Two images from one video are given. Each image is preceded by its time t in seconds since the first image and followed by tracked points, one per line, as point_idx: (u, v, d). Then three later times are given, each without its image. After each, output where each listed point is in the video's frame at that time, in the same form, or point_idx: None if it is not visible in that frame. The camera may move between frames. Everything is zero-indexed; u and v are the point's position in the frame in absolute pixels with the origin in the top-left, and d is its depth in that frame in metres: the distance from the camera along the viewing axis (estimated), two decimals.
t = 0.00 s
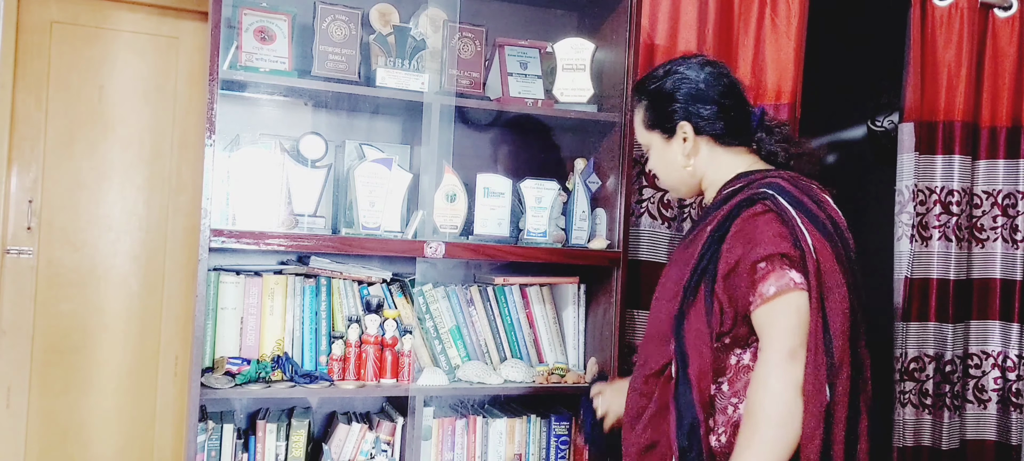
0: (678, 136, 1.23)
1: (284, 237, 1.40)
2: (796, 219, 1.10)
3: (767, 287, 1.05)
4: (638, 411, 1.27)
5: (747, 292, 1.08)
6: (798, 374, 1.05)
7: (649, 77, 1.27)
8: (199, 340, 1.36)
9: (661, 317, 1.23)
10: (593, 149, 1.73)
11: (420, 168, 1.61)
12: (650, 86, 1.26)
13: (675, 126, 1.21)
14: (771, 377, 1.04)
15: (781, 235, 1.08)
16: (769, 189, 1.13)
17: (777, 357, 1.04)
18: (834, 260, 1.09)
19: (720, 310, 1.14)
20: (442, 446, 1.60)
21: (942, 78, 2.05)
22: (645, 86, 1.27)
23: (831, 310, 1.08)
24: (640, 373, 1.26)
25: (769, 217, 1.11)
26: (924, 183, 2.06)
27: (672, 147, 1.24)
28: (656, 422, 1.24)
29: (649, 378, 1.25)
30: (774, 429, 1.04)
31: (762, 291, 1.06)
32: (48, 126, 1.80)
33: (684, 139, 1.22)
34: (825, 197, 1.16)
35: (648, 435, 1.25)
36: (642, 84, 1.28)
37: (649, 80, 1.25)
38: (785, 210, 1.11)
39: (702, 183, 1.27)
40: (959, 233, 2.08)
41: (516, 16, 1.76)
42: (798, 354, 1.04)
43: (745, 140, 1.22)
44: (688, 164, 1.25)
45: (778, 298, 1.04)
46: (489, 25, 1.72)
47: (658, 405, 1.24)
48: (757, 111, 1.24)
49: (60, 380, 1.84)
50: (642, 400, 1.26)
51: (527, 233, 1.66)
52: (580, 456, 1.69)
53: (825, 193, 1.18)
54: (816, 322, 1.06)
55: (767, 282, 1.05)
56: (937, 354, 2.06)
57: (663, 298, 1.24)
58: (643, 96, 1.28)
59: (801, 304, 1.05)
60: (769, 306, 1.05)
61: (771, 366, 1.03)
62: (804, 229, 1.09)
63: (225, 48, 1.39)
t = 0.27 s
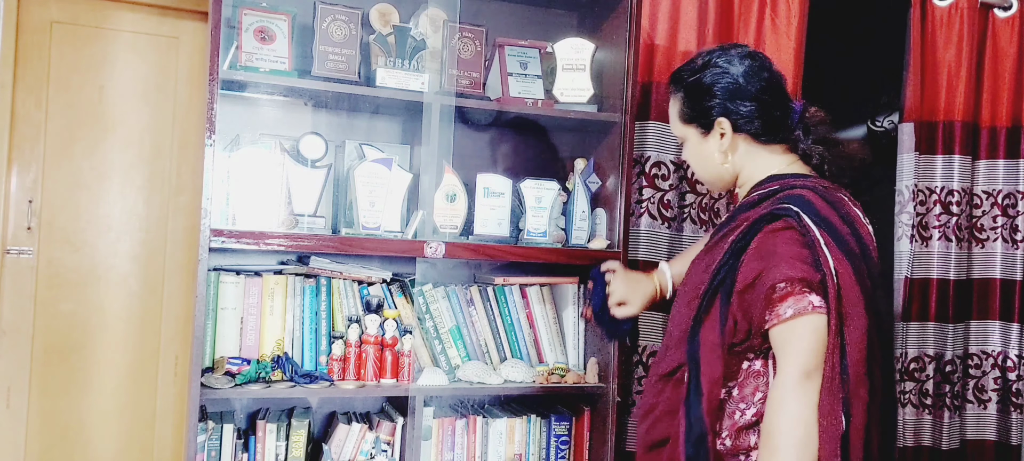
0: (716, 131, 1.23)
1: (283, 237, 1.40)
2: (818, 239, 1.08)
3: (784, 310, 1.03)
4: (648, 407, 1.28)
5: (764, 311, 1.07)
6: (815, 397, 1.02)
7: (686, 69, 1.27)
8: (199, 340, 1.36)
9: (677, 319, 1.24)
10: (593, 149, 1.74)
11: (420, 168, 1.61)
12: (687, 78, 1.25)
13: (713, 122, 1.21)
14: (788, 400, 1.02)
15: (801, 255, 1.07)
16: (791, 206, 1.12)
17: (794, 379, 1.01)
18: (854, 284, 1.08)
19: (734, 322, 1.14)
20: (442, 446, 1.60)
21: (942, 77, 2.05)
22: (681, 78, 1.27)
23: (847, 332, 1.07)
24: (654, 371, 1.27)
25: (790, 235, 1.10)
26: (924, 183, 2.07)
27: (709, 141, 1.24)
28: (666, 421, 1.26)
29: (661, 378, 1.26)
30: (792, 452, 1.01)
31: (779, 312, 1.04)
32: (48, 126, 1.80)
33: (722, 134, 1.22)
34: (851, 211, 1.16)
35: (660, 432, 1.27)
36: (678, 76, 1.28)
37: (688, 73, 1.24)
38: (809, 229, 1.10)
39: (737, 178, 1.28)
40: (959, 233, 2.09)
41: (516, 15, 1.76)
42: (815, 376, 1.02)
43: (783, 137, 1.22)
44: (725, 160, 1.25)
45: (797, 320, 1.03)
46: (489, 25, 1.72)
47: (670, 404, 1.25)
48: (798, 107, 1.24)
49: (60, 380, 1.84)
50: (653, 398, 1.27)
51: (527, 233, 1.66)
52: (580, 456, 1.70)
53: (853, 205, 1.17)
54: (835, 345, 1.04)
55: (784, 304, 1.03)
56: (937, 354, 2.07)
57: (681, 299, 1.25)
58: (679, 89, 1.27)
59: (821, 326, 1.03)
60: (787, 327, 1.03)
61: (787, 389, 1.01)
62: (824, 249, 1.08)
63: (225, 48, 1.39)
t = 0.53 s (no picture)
0: (734, 129, 1.23)
1: (284, 237, 1.40)
2: (838, 236, 1.09)
3: (804, 304, 1.05)
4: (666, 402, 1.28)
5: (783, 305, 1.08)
6: (830, 392, 1.04)
7: (706, 66, 1.26)
8: (199, 340, 1.36)
9: (695, 317, 1.24)
10: (593, 149, 1.74)
11: (420, 168, 1.61)
12: (707, 76, 1.25)
13: (733, 120, 1.21)
14: (802, 391, 1.03)
15: (823, 252, 1.08)
16: (814, 204, 1.12)
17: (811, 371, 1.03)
18: (876, 280, 1.09)
19: (754, 317, 1.15)
20: (442, 446, 1.60)
21: (942, 78, 2.07)
22: (701, 75, 1.26)
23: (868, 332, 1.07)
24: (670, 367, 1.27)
25: (810, 232, 1.10)
26: (925, 183, 2.08)
27: (727, 139, 1.25)
28: (682, 416, 1.26)
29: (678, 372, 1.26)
30: (802, 443, 1.03)
31: (799, 307, 1.05)
32: (48, 126, 1.80)
33: (740, 133, 1.22)
34: (872, 213, 1.15)
35: (676, 426, 1.27)
36: (698, 73, 1.27)
37: (708, 69, 1.24)
38: (829, 227, 1.10)
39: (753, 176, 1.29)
40: (959, 233, 2.10)
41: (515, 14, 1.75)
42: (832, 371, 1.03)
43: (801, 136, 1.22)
44: (745, 158, 1.26)
45: (816, 315, 1.04)
46: (489, 25, 1.72)
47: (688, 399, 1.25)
48: (815, 107, 1.23)
49: (59, 379, 1.84)
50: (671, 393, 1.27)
51: (527, 233, 1.66)
52: (580, 456, 1.70)
53: (870, 205, 1.17)
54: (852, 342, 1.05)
55: (804, 299, 1.05)
56: (937, 354, 2.07)
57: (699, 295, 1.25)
58: (700, 85, 1.26)
59: (839, 322, 1.03)
60: (806, 322, 1.04)
61: (803, 380, 1.03)
62: (847, 248, 1.08)
63: (225, 48, 1.39)
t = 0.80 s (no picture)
0: (717, 144, 1.25)
1: (283, 237, 1.40)
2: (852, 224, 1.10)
3: (829, 290, 1.05)
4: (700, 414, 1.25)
5: (810, 295, 1.08)
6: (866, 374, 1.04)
7: (688, 87, 1.29)
8: (199, 340, 1.36)
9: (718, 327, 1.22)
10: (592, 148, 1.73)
11: (420, 167, 1.61)
12: (688, 95, 1.27)
13: (716, 134, 1.23)
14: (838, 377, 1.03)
15: (839, 239, 1.08)
16: (820, 195, 1.13)
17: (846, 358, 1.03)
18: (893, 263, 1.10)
19: (781, 313, 1.14)
20: (442, 446, 1.60)
21: (943, 78, 2.07)
22: (682, 96, 1.29)
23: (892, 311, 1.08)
24: (700, 381, 1.24)
25: (825, 222, 1.11)
26: (924, 183, 2.09)
27: (710, 154, 1.26)
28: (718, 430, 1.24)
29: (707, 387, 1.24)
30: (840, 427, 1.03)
31: (824, 293, 1.06)
32: (48, 126, 1.80)
33: (724, 147, 1.24)
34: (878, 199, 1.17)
35: (711, 441, 1.25)
36: (680, 94, 1.30)
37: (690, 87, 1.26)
38: (840, 215, 1.11)
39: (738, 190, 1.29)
40: (959, 233, 2.11)
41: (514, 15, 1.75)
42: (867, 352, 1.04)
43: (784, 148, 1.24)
44: (728, 171, 1.26)
45: (842, 299, 1.04)
46: (489, 25, 1.72)
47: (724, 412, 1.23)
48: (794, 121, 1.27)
49: (59, 379, 1.84)
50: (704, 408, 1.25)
51: (527, 233, 1.66)
52: (580, 456, 1.69)
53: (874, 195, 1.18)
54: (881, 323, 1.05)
55: (828, 284, 1.06)
56: (938, 354, 2.08)
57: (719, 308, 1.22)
58: (683, 103, 1.29)
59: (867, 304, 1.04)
60: (834, 308, 1.05)
61: (837, 365, 1.03)
62: (860, 233, 1.09)
63: (225, 48, 1.39)
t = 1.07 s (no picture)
0: (711, 158, 1.30)
1: (284, 237, 1.40)
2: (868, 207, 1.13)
3: (865, 271, 1.07)
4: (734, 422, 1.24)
5: (846, 280, 1.09)
6: (916, 346, 1.05)
7: (681, 105, 1.35)
8: (199, 340, 1.36)
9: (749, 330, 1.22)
10: (593, 149, 1.74)
11: (420, 168, 1.61)
12: (682, 113, 1.33)
13: (710, 148, 1.29)
14: (890, 354, 1.05)
15: (864, 221, 1.11)
16: (832, 188, 1.18)
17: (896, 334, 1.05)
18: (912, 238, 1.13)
19: (814, 303, 1.16)
20: (442, 446, 1.60)
21: (943, 78, 2.08)
22: (676, 113, 1.35)
23: (925, 282, 1.11)
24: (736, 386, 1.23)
25: (842, 210, 1.14)
26: (924, 183, 2.09)
27: (704, 167, 1.32)
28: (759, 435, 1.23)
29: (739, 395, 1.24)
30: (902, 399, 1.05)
31: (862, 275, 1.07)
32: (48, 126, 1.80)
33: (718, 161, 1.30)
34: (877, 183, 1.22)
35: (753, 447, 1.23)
36: (674, 111, 1.36)
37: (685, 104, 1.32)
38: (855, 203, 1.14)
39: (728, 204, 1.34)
40: (959, 233, 2.12)
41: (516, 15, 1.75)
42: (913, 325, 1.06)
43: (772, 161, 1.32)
44: (721, 184, 1.32)
45: (879, 278, 1.06)
46: (489, 25, 1.72)
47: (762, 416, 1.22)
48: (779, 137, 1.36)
49: (60, 379, 1.84)
50: (736, 415, 1.24)
51: (527, 233, 1.66)
52: (580, 456, 1.70)
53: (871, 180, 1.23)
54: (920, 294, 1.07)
55: (863, 266, 1.07)
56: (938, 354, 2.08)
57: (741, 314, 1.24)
58: (677, 120, 1.34)
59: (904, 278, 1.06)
60: (872, 288, 1.06)
61: (889, 346, 1.05)
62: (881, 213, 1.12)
63: (225, 48, 1.39)
